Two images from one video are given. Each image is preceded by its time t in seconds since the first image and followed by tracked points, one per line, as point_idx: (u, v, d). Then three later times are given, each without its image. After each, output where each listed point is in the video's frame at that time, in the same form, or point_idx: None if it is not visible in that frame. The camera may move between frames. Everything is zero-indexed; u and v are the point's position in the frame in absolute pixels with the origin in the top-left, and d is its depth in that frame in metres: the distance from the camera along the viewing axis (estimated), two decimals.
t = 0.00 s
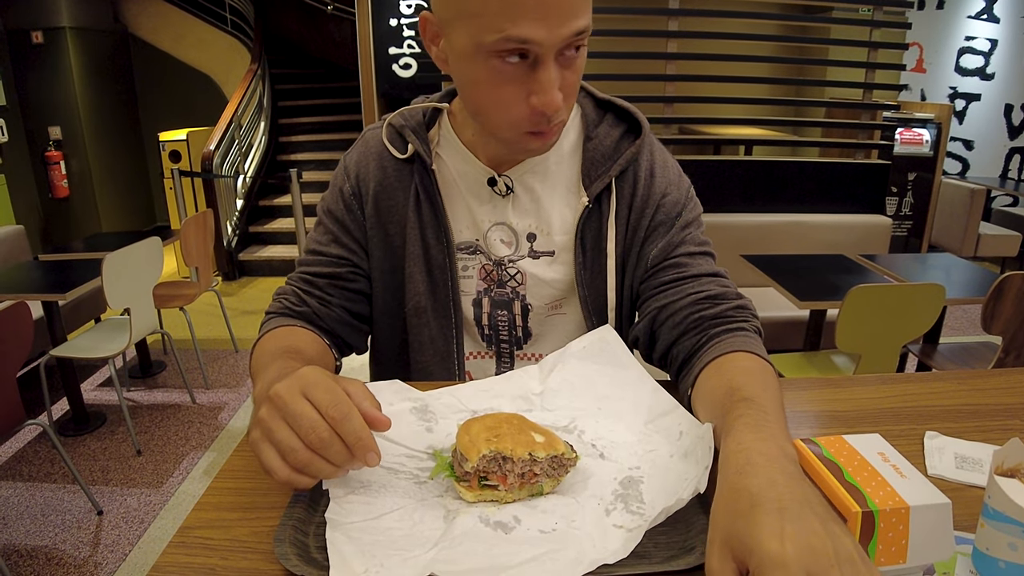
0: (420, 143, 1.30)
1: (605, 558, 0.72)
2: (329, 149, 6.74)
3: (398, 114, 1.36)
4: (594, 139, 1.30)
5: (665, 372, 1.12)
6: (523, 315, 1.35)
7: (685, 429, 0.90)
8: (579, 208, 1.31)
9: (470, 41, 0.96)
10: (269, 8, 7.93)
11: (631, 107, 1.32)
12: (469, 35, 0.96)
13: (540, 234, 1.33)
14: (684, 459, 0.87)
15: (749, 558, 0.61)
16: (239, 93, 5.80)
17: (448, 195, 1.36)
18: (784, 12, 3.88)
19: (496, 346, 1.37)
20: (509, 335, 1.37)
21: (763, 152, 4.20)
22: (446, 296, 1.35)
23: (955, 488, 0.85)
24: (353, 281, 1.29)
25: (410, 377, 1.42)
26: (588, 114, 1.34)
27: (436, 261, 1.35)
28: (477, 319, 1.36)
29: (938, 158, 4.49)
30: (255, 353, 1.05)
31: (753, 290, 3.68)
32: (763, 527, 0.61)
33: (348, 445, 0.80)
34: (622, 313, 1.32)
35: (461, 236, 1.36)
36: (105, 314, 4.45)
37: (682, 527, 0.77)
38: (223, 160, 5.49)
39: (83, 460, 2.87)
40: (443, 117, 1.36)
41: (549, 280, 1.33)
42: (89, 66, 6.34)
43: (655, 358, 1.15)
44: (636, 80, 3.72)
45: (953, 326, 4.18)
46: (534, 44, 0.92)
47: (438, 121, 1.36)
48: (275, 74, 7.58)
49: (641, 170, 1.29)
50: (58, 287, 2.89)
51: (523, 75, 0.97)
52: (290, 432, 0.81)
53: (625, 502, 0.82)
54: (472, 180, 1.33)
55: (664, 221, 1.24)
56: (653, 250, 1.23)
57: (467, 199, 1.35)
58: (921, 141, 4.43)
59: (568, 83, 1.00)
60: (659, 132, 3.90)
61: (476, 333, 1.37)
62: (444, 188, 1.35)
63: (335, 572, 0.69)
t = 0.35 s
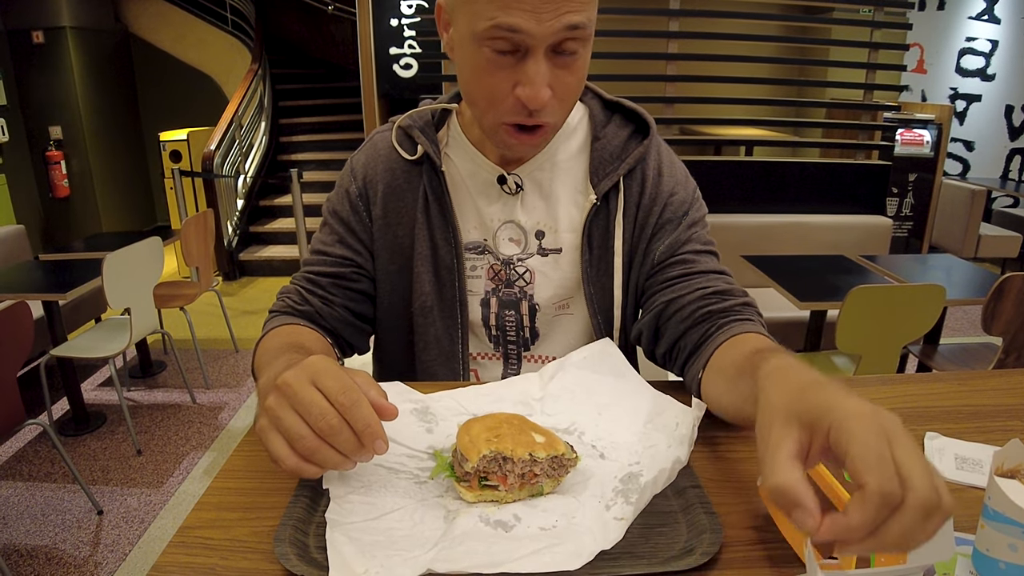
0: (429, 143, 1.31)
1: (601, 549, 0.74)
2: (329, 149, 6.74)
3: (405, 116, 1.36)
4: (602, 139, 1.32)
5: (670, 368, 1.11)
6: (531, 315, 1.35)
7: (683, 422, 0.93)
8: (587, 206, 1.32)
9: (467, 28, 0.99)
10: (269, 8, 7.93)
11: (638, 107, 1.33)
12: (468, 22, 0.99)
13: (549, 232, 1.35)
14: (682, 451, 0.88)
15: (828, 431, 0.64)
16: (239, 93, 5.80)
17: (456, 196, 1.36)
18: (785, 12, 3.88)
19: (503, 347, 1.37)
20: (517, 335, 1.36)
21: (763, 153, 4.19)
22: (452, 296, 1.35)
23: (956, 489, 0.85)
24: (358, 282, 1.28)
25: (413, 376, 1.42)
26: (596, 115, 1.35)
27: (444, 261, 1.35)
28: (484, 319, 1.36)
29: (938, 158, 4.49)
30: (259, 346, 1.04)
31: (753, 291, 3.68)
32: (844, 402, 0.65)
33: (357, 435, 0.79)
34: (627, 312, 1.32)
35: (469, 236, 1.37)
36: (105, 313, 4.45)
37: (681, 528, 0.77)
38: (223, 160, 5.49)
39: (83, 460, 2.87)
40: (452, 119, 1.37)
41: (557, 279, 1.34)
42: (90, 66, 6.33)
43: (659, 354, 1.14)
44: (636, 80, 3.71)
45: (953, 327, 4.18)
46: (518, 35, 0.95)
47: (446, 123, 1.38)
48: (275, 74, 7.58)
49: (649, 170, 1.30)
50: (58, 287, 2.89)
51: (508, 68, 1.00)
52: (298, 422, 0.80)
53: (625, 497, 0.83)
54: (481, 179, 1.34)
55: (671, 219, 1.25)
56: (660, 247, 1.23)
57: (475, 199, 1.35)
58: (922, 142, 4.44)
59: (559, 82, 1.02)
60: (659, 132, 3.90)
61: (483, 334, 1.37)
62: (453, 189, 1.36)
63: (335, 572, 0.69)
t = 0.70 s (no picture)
0: (431, 142, 1.30)
1: (602, 547, 0.73)
2: (329, 148, 6.73)
3: (408, 116, 1.36)
4: (606, 139, 1.32)
5: (671, 365, 1.11)
6: (534, 314, 1.35)
7: (683, 421, 0.92)
8: (591, 206, 1.32)
9: (472, 8, 1.01)
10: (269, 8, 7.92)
11: (643, 107, 1.33)
12: (472, 4, 1.01)
13: (552, 232, 1.34)
14: (682, 449, 0.88)
15: (777, 365, 0.72)
16: (239, 92, 5.79)
17: (459, 196, 1.36)
18: (785, 12, 3.88)
19: (506, 347, 1.36)
20: (520, 335, 1.36)
21: (763, 153, 4.19)
22: (454, 296, 1.34)
23: (955, 489, 0.85)
24: (358, 282, 1.28)
25: (415, 377, 1.41)
26: (601, 114, 1.36)
27: (447, 261, 1.34)
28: (487, 319, 1.36)
29: (938, 158, 4.49)
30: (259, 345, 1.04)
31: (753, 290, 3.68)
32: (797, 338, 0.72)
33: (351, 442, 0.79)
34: (629, 310, 1.32)
35: (471, 236, 1.36)
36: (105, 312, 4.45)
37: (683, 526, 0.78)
38: (223, 159, 5.49)
39: (83, 459, 2.87)
40: (455, 119, 1.37)
41: (560, 279, 1.34)
42: (89, 65, 6.32)
43: (660, 351, 1.14)
44: (636, 79, 3.71)
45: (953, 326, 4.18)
46: (521, 10, 0.96)
47: (449, 123, 1.38)
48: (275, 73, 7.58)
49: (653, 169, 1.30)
50: (57, 286, 2.88)
51: (511, 45, 1.01)
52: (294, 428, 0.79)
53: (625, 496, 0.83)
54: (484, 179, 1.34)
55: (673, 218, 1.26)
56: (663, 244, 1.23)
57: (478, 198, 1.35)
58: (922, 142, 4.44)
59: (564, 63, 1.02)
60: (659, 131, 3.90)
61: (485, 334, 1.37)
62: (456, 189, 1.36)
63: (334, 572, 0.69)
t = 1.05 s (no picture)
0: (431, 142, 1.30)
1: (600, 547, 0.73)
2: (329, 147, 6.73)
3: (408, 116, 1.36)
4: (605, 139, 1.32)
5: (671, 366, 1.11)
6: (532, 314, 1.35)
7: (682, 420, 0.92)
8: (590, 206, 1.32)
9: (467, 18, 1.00)
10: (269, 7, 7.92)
11: (642, 108, 1.34)
12: (468, 14, 1.00)
13: (551, 232, 1.34)
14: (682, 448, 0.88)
15: (738, 324, 0.74)
16: (239, 91, 5.79)
17: (458, 196, 1.36)
18: (785, 11, 3.88)
19: (504, 346, 1.36)
20: (519, 334, 1.36)
21: (762, 153, 4.19)
22: (453, 296, 1.34)
23: (955, 489, 0.85)
24: (357, 281, 1.28)
25: (414, 376, 1.42)
26: (600, 115, 1.36)
27: (445, 261, 1.34)
28: (486, 319, 1.36)
29: (938, 158, 4.49)
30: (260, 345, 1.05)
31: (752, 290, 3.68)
32: (761, 303, 0.74)
33: (350, 443, 0.79)
34: (629, 310, 1.32)
35: (470, 236, 1.36)
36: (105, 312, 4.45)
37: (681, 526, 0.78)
38: (223, 159, 5.49)
39: (83, 458, 2.87)
40: (454, 119, 1.38)
41: (559, 279, 1.34)
42: (89, 64, 6.32)
43: (660, 351, 1.15)
44: (636, 79, 3.71)
45: (953, 327, 4.18)
46: (517, 25, 0.96)
47: (449, 123, 1.38)
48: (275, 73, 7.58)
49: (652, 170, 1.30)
50: (57, 285, 2.88)
51: (507, 57, 1.01)
52: (292, 430, 0.79)
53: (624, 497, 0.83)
54: (483, 179, 1.34)
55: (672, 218, 1.27)
56: (661, 245, 1.24)
57: (477, 198, 1.35)
58: (921, 142, 4.44)
59: (559, 73, 1.02)
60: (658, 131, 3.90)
61: (485, 334, 1.36)
62: (455, 189, 1.36)
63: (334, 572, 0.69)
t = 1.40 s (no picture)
0: (426, 144, 1.30)
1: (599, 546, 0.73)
2: (328, 148, 6.73)
3: (403, 118, 1.35)
4: (600, 139, 1.32)
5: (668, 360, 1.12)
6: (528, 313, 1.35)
7: (682, 420, 0.91)
8: (585, 205, 1.32)
9: (451, 13, 1.01)
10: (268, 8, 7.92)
11: (636, 108, 1.33)
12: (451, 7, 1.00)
13: (547, 231, 1.34)
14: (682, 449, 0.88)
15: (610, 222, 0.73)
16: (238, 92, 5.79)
17: (453, 195, 1.35)
18: (783, 11, 3.88)
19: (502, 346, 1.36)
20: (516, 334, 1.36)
21: (762, 152, 4.19)
22: (450, 296, 1.34)
23: (955, 488, 0.85)
24: (352, 281, 1.30)
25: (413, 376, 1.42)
26: (594, 114, 1.35)
27: (440, 261, 1.34)
28: (482, 318, 1.35)
29: (937, 157, 4.49)
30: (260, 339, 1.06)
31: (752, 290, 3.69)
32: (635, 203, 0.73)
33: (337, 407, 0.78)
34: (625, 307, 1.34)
35: (465, 235, 1.35)
36: (104, 313, 4.44)
37: (681, 526, 0.78)
38: (222, 159, 5.49)
39: (82, 460, 2.87)
40: (449, 121, 1.36)
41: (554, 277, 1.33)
42: (88, 66, 6.32)
43: (657, 349, 1.15)
44: (636, 79, 3.71)
45: (953, 326, 4.19)
46: (497, 19, 0.96)
47: (443, 125, 1.37)
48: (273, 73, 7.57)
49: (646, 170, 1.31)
50: (56, 286, 2.88)
51: (489, 50, 1.01)
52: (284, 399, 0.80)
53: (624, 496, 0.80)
54: (478, 178, 1.33)
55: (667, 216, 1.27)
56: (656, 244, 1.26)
57: (472, 197, 1.34)
58: (921, 141, 4.44)
59: (542, 65, 1.02)
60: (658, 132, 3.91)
61: (482, 333, 1.36)
62: (450, 188, 1.35)
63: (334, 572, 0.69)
